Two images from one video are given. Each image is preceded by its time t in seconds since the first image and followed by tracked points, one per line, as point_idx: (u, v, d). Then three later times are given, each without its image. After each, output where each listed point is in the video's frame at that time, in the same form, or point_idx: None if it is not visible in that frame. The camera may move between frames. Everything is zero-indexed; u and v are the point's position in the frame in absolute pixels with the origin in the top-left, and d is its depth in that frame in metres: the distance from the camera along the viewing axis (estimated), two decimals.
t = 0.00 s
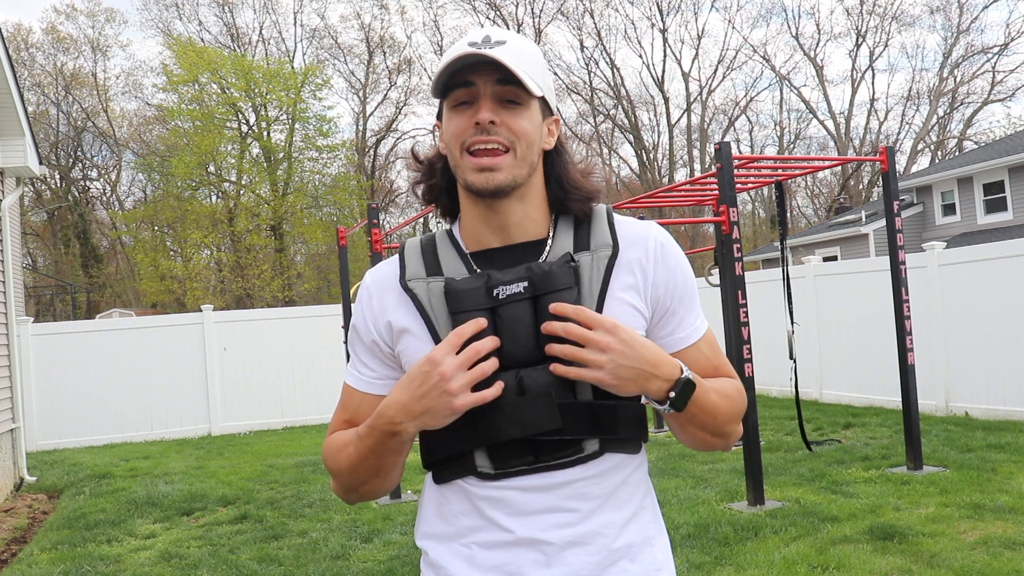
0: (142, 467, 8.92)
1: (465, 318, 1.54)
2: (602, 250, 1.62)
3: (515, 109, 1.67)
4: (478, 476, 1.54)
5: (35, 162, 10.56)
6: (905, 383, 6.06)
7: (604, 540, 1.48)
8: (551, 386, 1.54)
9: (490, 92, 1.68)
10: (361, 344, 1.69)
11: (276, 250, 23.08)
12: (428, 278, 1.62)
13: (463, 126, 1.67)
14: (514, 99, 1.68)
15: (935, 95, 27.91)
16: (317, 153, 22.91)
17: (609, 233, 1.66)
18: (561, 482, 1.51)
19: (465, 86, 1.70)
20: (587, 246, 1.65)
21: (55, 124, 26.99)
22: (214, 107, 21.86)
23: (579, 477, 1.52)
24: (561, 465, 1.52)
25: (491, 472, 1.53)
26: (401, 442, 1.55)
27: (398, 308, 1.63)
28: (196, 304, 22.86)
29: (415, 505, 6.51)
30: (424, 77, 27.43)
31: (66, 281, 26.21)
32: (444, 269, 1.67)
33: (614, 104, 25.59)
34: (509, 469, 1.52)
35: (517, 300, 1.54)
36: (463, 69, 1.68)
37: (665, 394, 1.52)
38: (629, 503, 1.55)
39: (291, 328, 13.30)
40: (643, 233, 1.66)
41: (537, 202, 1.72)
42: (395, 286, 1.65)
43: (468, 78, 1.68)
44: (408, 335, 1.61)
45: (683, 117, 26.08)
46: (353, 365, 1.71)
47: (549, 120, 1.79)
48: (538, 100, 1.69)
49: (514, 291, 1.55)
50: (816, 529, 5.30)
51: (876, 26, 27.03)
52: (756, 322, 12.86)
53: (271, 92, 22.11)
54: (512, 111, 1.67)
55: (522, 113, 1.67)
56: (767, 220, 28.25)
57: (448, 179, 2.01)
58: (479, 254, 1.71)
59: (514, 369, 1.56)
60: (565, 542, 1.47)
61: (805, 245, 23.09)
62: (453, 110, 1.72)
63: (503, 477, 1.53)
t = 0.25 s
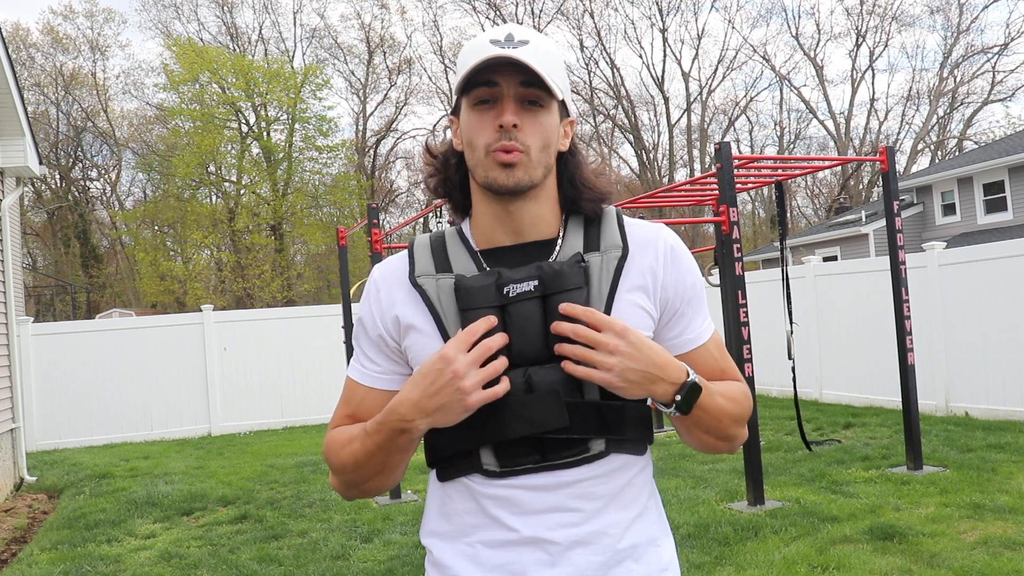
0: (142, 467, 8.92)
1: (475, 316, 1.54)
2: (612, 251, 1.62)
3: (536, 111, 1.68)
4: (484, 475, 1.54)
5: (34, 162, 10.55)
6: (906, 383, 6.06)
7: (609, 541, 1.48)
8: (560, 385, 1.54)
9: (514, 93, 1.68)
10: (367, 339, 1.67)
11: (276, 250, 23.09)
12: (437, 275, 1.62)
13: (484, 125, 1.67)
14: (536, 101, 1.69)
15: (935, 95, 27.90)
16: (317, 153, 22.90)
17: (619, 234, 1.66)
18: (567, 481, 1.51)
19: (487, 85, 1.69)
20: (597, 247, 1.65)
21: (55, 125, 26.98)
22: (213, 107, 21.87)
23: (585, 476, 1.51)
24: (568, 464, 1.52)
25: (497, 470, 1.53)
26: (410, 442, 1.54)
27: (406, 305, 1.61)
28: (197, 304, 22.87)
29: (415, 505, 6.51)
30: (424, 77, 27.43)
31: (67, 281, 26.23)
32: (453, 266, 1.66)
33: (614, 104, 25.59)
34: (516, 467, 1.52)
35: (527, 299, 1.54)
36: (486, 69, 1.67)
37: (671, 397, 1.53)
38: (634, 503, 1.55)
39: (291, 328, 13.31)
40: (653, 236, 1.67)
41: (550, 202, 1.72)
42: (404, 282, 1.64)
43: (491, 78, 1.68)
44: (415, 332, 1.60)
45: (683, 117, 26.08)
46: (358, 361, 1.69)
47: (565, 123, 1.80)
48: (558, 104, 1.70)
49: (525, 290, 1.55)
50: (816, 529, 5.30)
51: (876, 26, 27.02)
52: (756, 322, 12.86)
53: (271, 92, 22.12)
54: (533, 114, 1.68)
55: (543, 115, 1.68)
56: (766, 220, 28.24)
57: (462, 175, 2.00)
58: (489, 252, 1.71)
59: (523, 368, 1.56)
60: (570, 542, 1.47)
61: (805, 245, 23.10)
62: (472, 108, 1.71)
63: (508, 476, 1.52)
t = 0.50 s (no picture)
0: (142, 467, 8.92)
1: (480, 314, 1.54)
2: (618, 250, 1.62)
3: (543, 110, 1.68)
4: (488, 473, 1.54)
5: (34, 162, 10.55)
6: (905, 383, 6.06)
7: (612, 540, 1.48)
8: (564, 384, 1.54)
9: (521, 92, 1.68)
10: (372, 335, 1.67)
11: (276, 250, 23.07)
12: (442, 273, 1.62)
13: (492, 125, 1.67)
14: (543, 99, 1.69)
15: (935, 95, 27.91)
16: (318, 153, 22.91)
17: (625, 234, 1.66)
18: (571, 480, 1.51)
19: (493, 84, 1.69)
20: (603, 246, 1.64)
21: (55, 125, 26.97)
22: (213, 106, 21.89)
23: (589, 476, 1.51)
24: (572, 463, 1.52)
25: (500, 469, 1.53)
26: (415, 440, 1.54)
27: (411, 302, 1.61)
28: (197, 304, 22.87)
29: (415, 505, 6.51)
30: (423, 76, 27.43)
31: (67, 281, 26.23)
32: (459, 264, 1.66)
33: (614, 104, 25.59)
34: (519, 466, 1.52)
35: (533, 298, 1.54)
36: (492, 67, 1.67)
37: (677, 397, 1.53)
38: (637, 503, 1.55)
39: (291, 328, 13.31)
40: (659, 235, 1.66)
41: (556, 202, 1.72)
42: (409, 280, 1.64)
43: (497, 77, 1.67)
44: (420, 329, 1.60)
45: (683, 117, 26.09)
46: (363, 358, 1.69)
47: (572, 121, 1.80)
48: (564, 102, 1.70)
49: (531, 289, 1.55)
50: (816, 529, 5.30)
51: (876, 26, 27.03)
52: (756, 322, 12.87)
53: (271, 91, 22.11)
54: (540, 113, 1.68)
55: (550, 112, 1.68)
56: (766, 220, 28.24)
57: (469, 176, 2.00)
58: (496, 250, 1.70)
59: (528, 367, 1.56)
60: (573, 541, 1.47)
61: (805, 245, 23.10)
62: (478, 107, 1.72)
63: (512, 474, 1.52)
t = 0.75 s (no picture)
0: (142, 467, 8.92)
1: (480, 312, 1.54)
2: (618, 250, 1.62)
3: (540, 106, 1.68)
4: (487, 472, 1.54)
5: (35, 162, 10.54)
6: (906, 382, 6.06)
7: (611, 539, 1.48)
8: (565, 384, 1.54)
9: (517, 89, 1.68)
10: (371, 335, 1.66)
11: (276, 250, 23.06)
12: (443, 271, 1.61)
13: (490, 124, 1.67)
14: (540, 96, 1.69)
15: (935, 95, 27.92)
16: (318, 153, 22.91)
17: (627, 233, 1.65)
18: (570, 480, 1.51)
19: (489, 84, 1.69)
20: (603, 245, 1.64)
21: (55, 125, 26.98)
22: (213, 106, 21.90)
23: (588, 475, 1.51)
24: (571, 463, 1.52)
25: (499, 467, 1.53)
26: (411, 440, 1.53)
27: (411, 300, 1.61)
28: (197, 304, 22.86)
29: (416, 504, 6.51)
30: (423, 76, 27.42)
31: (67, 281, 26.24)
32: (460, 262, 1.65)
33: (614, 103, 25.59)
34: (518, 464, 1.52)
35: (533, 297, 1.54)
36: (487, 67, 1.67)
37: (691, 392, 1.52)
38: (636, 503, 1.55)
39: (291, 328, 13.31)
40: (660, 234, 1.66)
41: (557, 200, 1.72)
42: (409, 278, 1.64)
43: (492, 76, 1.68)
44: (420, 327, 1.60)
45: (682, 116, 26.09)
46: (362, 356, 1.69)
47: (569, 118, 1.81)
48: (560, 97, 1.71)
49: (530, 288, 1.54)
50: (816, 529, 5.30)
51: (876, 26, 27.04)
52: (755, 322, 12.87)
53: (271, 91, 22.10)
54: (537, 109, 1.68)
55: (546, 108, 1.68)
56: (767, 219, 28.24)
57: (467, 177, 2.00)
58: (496, 249, 1.70)
59: (528, 365, 1.56)
60: (571, 541, 1.47)
61: (805, 245, 23.08)
62: (474, 108, 1.72)
63: (511, 473, 1.52)
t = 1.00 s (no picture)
0: (142, 467, 8.92)
1: (475, 315, 1.54)
2: (613, 253, 1.62)
3: (527, 107, 1.68)
4: (481, 476, 1.54)
5: (35, 162, 10.55)
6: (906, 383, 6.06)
7: (605, 543, 1.48)
8: (560, 387, 1.54)
9: (502, 93, 1.68)
10: (365, 338, 1.66)
11: (276, 250, 23.04)
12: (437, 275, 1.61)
13: (479, 130, 1.66)
14: (525, 96, 1.68)
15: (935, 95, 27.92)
16: (318, 153, 22.92)
17: (621, 236, 1.65)
18: (565, 483, 1.51)
19: (474, 89, 1.68)
20: (598, 248, 1.64)
21: (55, 125, 26.99)
22: (213, 106, 21.91)
23: (584, 478, 1.51)
24: (566, 466, 1.52)
25: (494, 471, 1.53)
26: (411, 454, 1.52)
27: (406, 303, 1.61)
28: (197, 304, 22.87)
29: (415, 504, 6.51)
30: (423, 76, 27.42)
31: (67, 281, 26.25)
32: (453, 266, 1.66)
33: (614, 103, 25.58)
34: (513, 468, 1.52)
35: (527, 300, 1.55)
36: (471, 73, 1.66)
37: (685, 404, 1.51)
38: (631, 505, 1.55)
39: (292, 328, 13.32)
40: (655, 237, 1.66)
41: (550, 201, 1.71)
42: (403, 281, 1.63)
43: (477, 82, 1.67)
44: (414, 331, 1.59)
45: (682, 117, 26.10)
46: (356, 359, 1.68)
47: (557, 112, 1.80)
48: (546, 95, 1.71)
49: (525, 291, 1.55)
50: (816, 529, 5.30)
51: (876, 26, 27.05)
52: (755, 322, 12.88)
53: (271, 91, 22.11)
54: (524, 111, 1.68)
55: (534, 109, 1.68)
56: (767, 220, 28.25)
57: (457, 180, 1.99)
58: (490, 252, 1.70)
59: (522, 369, 1.56)
60: (566, 544, 1.46)
61: (805, 245, 23.07)
62: (461, 116, 1.71)
63: (506, 476, 1.52)
